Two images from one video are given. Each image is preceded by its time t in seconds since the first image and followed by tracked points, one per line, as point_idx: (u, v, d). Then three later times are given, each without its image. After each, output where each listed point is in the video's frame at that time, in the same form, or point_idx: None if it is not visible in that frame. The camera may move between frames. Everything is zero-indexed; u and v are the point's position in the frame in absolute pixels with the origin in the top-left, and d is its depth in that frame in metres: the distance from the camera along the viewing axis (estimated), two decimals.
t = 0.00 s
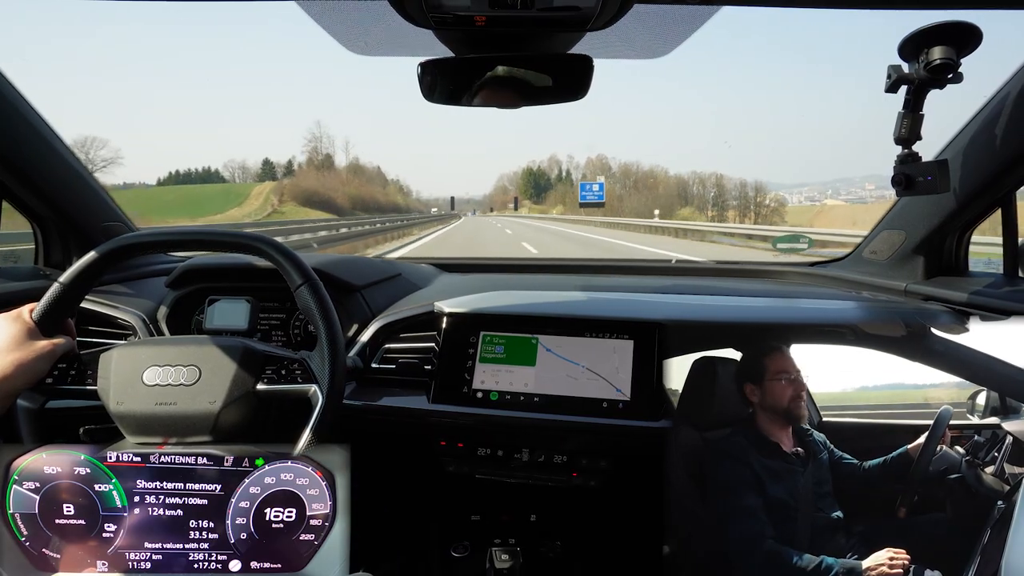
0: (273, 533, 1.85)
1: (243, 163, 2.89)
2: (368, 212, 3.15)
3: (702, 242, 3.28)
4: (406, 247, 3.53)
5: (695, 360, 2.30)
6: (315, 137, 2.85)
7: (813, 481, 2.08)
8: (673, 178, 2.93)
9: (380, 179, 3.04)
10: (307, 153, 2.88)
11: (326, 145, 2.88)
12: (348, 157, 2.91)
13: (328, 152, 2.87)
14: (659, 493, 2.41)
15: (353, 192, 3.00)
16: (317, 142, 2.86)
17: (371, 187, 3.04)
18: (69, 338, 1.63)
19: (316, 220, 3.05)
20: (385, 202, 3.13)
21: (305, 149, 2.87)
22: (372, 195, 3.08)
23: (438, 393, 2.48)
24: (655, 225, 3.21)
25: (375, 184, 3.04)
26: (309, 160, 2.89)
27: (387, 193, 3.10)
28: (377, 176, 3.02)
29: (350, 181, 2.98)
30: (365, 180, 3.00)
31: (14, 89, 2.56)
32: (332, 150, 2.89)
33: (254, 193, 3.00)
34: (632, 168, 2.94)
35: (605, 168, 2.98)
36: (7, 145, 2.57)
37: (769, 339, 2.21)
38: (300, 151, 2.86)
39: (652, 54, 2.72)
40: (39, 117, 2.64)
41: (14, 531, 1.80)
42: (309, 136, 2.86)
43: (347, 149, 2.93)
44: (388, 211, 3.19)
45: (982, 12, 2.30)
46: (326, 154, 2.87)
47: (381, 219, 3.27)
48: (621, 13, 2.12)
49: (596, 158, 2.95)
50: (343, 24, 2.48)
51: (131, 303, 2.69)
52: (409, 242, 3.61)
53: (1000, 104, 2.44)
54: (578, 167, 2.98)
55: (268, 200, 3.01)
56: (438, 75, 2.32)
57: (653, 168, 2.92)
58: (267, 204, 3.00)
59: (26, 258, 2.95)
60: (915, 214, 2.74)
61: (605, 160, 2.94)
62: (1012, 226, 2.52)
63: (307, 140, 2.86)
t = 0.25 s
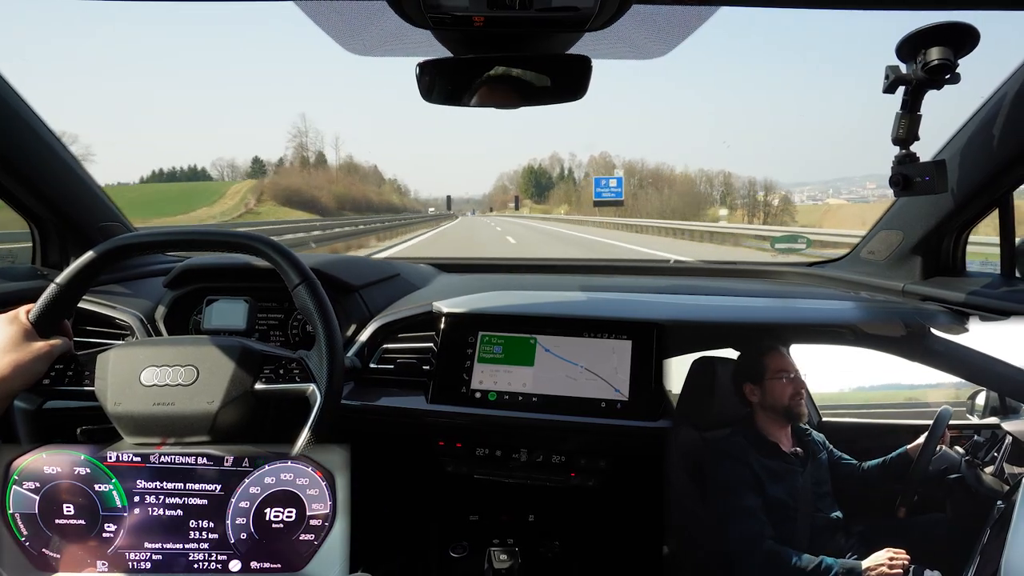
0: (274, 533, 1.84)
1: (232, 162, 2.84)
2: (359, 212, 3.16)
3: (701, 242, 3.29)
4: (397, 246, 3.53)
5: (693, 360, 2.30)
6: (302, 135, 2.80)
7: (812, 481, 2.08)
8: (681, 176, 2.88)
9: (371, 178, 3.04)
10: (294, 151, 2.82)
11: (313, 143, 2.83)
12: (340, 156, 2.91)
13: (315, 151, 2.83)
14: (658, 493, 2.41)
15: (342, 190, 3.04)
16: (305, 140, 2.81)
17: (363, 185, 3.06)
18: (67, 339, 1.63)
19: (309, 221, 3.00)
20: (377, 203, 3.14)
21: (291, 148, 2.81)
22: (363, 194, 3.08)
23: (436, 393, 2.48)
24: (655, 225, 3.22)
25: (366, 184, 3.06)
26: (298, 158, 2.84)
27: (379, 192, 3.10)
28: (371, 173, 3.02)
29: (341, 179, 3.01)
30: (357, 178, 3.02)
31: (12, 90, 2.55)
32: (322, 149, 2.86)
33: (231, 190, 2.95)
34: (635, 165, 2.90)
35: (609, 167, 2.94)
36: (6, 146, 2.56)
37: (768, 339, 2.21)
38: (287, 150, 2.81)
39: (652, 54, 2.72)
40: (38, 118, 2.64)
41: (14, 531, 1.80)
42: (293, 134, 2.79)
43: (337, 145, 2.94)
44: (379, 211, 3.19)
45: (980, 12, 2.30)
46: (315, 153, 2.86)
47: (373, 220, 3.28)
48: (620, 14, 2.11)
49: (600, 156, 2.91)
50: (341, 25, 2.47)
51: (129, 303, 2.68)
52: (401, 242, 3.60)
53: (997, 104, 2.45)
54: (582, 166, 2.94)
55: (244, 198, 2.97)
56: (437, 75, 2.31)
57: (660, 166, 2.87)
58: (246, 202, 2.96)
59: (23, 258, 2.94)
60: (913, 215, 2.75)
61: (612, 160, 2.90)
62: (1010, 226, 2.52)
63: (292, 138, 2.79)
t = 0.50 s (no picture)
0: (274, 533, 1.85)
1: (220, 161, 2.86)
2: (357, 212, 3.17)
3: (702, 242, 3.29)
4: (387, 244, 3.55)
5: (693, 359, 2.31)
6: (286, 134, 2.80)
7: (812, 480, 2.08)
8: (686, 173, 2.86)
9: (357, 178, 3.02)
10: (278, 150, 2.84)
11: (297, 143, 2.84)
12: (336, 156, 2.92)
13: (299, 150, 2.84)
14: (658, 493, 2.41)
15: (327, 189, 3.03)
16: (289, 139, 2.82)
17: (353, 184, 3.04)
18: (66, 340, 1.63)
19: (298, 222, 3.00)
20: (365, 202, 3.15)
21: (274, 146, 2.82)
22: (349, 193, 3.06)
23: (436, 393, 2.48)
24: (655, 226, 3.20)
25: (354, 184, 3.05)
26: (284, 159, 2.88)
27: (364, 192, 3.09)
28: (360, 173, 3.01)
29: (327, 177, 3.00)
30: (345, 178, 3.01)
31: (13, 91, 2.56)
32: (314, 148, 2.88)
33: (205, 188, 2.93)
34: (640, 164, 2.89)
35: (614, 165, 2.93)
36: (6, 147, 2.57)
37: (768, 339, 2.21)
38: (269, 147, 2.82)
39: (651, 54, 2.72)
40: (39, 119, 2.64)
41: (14, 531, 1.80)
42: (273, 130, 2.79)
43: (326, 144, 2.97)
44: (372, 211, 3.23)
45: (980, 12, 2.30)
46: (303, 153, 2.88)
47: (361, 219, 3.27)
48: (619, 13, 2.12)
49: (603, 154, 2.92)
50: (341, 25, 2.47)
51: (129, 303, 2.68)
52: (396, 242, 3.61)
53: (997, 104, 2.45)
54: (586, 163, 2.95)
55: (216, 197, 2.94)
56: (436, 75, 2.32)
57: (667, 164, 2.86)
58: (219, 200, 2.94)
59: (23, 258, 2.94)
60: (913, 215, 2.75)
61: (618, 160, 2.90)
62: (1010, 226, 2.52)
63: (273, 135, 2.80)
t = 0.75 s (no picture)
0: (274, 533, 1.85)
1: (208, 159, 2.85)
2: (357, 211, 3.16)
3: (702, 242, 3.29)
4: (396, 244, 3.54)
5: (693, 359, 2.31)
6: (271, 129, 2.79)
7: (812, 481, 2.08)
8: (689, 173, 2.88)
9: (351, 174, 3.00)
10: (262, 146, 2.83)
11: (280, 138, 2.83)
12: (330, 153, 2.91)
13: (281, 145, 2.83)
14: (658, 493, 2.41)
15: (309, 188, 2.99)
16: (273, 134, 2.81)
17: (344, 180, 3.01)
18: (65, 341, 1.63)
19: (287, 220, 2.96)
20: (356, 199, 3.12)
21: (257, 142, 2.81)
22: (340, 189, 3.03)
23: (436, 393, 2.48)
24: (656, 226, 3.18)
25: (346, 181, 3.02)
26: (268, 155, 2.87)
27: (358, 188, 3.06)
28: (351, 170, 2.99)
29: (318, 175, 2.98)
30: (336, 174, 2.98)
31: (13, 91, 2.56)
32: (300, 147, 2.88)
33: (172, 185, 2.91)
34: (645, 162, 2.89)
35: (620, 163, 2.95)
36: (6, 147, 2.57)
37: (767, 339, 2.21)
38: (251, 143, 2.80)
39: (652, 54, 2.72)
40: (39, 119, 2.64)
41: (14, 531, 1.80)
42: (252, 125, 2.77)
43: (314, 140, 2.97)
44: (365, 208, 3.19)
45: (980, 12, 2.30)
46: (289, 148, 2.87)
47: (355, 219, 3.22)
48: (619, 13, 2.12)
49: (609, 152, 2.94)
50: (341, 24, 2.47)
51: (129, 303, 2.68)
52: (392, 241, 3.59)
53: (997, 104, 2.45)
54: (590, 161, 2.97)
55: (181, 196, 2.92)
56: (436, 75, 2.32)
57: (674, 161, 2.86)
58: (186, 199, 2.91)
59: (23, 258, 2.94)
60: (912, 215, 2.75)
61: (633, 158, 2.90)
62: (1010, 226, 2.52)
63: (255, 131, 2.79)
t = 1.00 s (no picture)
0: (274, 533, 1.84)
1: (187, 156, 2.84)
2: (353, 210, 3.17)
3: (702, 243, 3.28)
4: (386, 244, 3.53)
5: (692, 359, 2.31)
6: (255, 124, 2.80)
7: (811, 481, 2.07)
8: (706, 170, 2.82)
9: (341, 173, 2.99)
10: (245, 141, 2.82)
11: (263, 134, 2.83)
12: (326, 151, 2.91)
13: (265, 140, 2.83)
14: (657, 493, 2.41)
15: (290, 186, 2.93)
16: (256, 129, 2.80)
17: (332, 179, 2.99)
18: (64, 341, 1.63)
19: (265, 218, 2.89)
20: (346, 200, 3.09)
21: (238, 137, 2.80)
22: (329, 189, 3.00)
23: (436, 393, 2.48)
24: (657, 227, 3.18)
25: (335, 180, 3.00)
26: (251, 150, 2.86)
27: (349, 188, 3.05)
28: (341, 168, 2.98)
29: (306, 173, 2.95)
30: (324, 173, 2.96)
31: (12, 91, 2.56)
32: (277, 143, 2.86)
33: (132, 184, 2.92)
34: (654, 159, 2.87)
35: (626, 160, 2.93)
36: (6, 147, 2.57)
37: (767, 339, 2.21)
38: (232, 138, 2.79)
39: (652, 53, 2.72)
40: (38, 119, 2.65)
41: (14, 531, 1.80)
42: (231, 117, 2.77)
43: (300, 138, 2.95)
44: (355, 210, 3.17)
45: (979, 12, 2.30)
46: (273, 145, 2.86)
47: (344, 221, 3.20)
48: (619, 13, 2.12)
49: (614, 149, 2.93)
50: (342, 24, 2.47)
51: (129, 303, 2.68)
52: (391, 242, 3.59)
53: (996, 104, 2.45)
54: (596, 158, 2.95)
55: (140, 195, 2.94)
56: (435, 74, 2.32)
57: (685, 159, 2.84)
58: (142, 198, 2.93)
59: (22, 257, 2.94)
60: (911, 215, 2.75)
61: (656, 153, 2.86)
62: (1009, 226, 2.53)
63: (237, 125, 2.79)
